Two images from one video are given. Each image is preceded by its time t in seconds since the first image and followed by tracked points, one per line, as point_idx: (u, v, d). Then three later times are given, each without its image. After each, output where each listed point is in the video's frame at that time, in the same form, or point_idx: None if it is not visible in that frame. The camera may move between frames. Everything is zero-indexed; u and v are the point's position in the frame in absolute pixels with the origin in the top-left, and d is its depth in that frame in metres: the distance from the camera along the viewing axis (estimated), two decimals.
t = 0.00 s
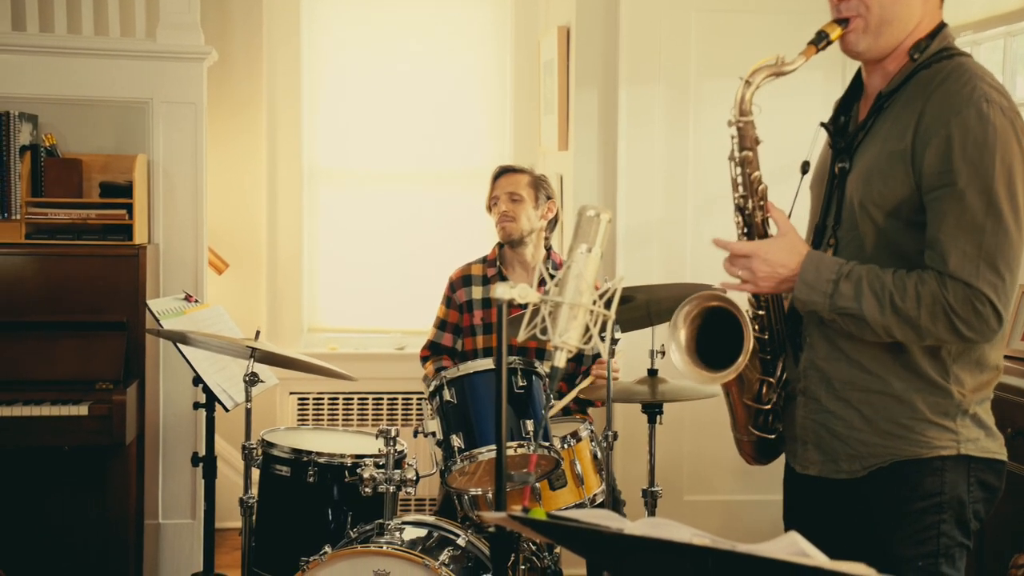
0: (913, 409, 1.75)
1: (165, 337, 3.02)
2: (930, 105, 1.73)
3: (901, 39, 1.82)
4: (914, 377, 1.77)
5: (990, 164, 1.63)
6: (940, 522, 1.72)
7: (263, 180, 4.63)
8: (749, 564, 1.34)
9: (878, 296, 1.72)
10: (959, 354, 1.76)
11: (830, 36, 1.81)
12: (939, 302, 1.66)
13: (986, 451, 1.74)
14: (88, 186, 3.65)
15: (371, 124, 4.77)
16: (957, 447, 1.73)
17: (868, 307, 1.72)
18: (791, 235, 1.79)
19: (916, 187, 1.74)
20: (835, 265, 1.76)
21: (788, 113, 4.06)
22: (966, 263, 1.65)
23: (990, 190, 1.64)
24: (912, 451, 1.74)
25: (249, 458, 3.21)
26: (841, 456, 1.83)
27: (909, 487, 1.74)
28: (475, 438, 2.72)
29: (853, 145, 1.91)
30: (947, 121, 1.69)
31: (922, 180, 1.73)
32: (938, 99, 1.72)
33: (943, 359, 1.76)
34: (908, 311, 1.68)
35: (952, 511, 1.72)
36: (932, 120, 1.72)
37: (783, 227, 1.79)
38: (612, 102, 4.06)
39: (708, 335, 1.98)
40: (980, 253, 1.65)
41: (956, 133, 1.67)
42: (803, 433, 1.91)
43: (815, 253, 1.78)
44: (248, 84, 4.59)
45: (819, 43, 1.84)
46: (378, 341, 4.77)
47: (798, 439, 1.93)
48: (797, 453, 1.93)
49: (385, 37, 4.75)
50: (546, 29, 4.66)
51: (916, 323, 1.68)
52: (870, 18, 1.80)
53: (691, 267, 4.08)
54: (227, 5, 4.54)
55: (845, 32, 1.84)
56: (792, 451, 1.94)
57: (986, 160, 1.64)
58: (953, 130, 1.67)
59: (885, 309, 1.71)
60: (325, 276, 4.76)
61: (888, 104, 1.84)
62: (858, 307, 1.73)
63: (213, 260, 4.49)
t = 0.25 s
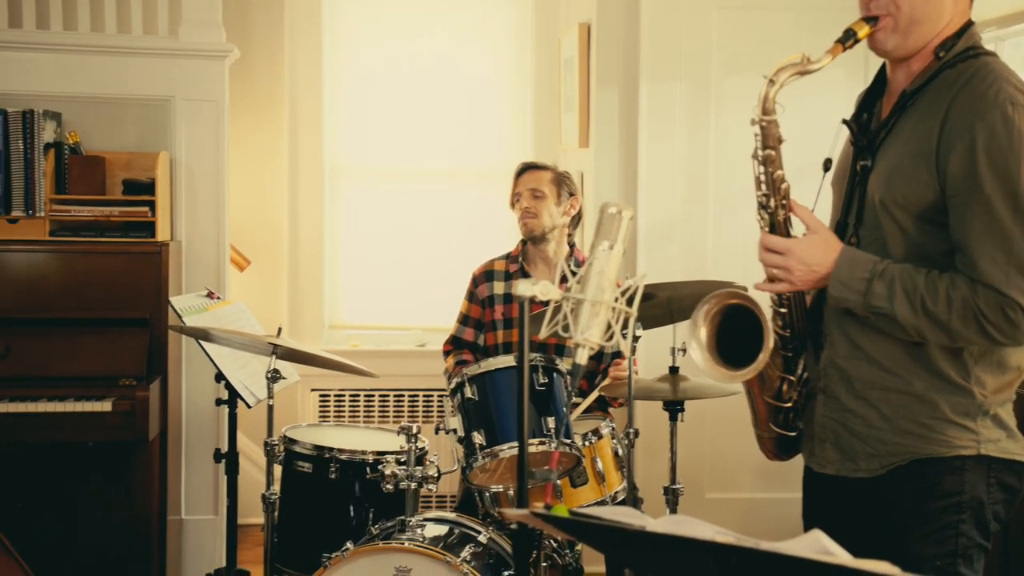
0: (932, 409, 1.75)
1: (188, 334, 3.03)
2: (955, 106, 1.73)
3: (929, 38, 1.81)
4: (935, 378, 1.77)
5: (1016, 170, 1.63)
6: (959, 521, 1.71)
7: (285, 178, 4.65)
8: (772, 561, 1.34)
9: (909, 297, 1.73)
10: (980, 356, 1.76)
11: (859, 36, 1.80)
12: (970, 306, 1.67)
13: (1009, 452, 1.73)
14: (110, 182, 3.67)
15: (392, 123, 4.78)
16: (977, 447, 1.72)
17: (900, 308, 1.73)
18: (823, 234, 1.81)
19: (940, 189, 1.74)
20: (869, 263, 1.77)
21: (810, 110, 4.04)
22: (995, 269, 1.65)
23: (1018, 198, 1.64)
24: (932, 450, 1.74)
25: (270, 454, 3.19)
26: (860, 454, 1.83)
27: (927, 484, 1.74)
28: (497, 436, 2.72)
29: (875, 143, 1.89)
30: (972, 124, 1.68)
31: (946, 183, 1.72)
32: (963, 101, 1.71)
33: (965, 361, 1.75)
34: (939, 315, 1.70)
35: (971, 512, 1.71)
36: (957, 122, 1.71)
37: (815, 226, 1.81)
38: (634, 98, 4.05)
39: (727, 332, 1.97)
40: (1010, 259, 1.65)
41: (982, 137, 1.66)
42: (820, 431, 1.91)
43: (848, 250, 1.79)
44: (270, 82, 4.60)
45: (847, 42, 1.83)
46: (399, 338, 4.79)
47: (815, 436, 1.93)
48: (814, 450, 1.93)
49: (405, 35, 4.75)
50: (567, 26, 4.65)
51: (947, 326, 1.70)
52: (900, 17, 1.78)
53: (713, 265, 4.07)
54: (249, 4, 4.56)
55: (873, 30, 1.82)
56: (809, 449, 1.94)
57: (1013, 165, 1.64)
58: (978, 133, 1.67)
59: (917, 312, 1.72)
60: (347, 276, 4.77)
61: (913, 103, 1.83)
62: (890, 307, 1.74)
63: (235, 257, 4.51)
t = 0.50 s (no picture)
0: (974, 408, 1.78)
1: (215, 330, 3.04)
2: (976, 114, 1.75)
3: (947, 43, 1.82)
4: (972, 381, 1.80)
5: None
6: (996, 520, 1.75)
7: (310, 175, 4.67)
8: (801, 561, 1.33)
9: (943, 313, 1.75)
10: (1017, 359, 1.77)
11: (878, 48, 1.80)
12: (1006, 316, 1.70)
13: None
14: (139, 180, 3.69)
15: (418, 120, 4.78)
16: (1017, 445, 1.76)
17: (934, 325, 1.76)
18: (850, 253, 1.83)
19: (965, 197, 1.76)
20: (898, 280, 1.79)
21: (838, 107, 4.02)
22: None
23: None
24: (974, 450, 1.77)
25: (297, 451, 3.16)
26: (901, 458, 1.85)
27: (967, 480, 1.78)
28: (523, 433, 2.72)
29: (897, 150, 1.91)
30: (996, 132, 1.71)
31: (970, 192, 1.75)
32: (984, 109, 1.74)
33: (1002, 367, 1.78)
34: (975, 328, 1.72)
35: (1009, 510, 1.75)
36: (979, 131, 1.74)
37: (839, 245, 1.83)
38: (659, 95, 4.05)
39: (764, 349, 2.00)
40: None
41: (1006, 146, 1.69)
42: (861, 438, 1.92)
43: (875, 269, 1.81)
44: (296, 79, 4.62)
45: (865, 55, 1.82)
46: (425, 335, 4.80)
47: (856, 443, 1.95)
48: (856, 458, 1.94)
49: (431, 32, 4.76)
50: (593, 22, 4.64)
51: (985, 337, 1.73)
52: (918, 26, 1.79)
53: (738, 261, 4.05)
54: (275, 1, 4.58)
55: (891, 40, 1.82)
56: (852, 456, 1.95)
57: None
58: (1003, 141, 1.69)
59: (952, 327, 1.75)
60: (373, 274, 4.78)
61: (933, 110, 1.84)
62: (924, 323, 1.77)
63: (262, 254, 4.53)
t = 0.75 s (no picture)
0: (999, 407, 1.80)
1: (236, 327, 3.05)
2: (996, 108, 1.75)
3: (964, 38, 1.82)
4: (997, 377, 1.81)
5: None
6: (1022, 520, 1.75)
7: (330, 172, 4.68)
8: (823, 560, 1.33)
9: (969, 304, 1.76)
10: None
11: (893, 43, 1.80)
12: None
13: None
14: (161, 177, 3.71)
15: (437, 117, 4.78)
16: None
17: (960, 316, 1.77)
18: (872, 246, 1.82)
19: (988, 192, 1.76)
20: (922, 271, 1.80)
21: (858, 104, 4.00)
22: None
23: None
24: (1002, 448, 1.78)
25: (319, 448, 3.17)
26: (925, 457, 1.86)
27: (993, 483, 1.78)
28: (543, 431, 2.71)
29: (918, 146, 1.91)
30: (1017, 125, 1.71)
31: (993, 186, 1.75)
32: (1004, 102, 1.74)
33: None
34: (1001, 318, 1.74)
35: None
36: (1000, 124, 1.74)
37: (861, 238, 1.82)
38: (680, 92, 4.04)
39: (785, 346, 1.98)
40: None
41: None
42: (885, 436, 1.93)
43: (898, 260, 1.81)
44: (316, 75, 4.63)
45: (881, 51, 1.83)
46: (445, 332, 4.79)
47: (880, 442, 1.95)
48: (881, 455, 1.95)
49: (451, 29, 4.76)
50: (613, 19, 4.64)
51: (1010, 327, 1.75)
52: (933, 21, 1.80)
53: (759, 258, 4.03)
54: None
55: (906, 35, 1.83)
56: (879, 455, 1.96)
57: None
58: None
59: (977, 317, 1.76)
60: (392, 271, 4.79)
61: (952, 105, 1.85)
62: (949, 314, 1.78)
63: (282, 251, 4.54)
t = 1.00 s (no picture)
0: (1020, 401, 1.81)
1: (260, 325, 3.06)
2: None
3: (1001, 22, 1.82)
4: (1020, 370, 1.83)
5: None
6: None
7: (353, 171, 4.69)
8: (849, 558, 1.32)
9: (982, 277, 1.78)
10: None
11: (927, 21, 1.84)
12: None
13: None
14: (186, 175, 3.74)
15: (460, 116, 4.78)
16: None
17: (971, 289, 1.78)
18: (894, 221, 1.86)
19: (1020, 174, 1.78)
20: (939, 246, 1.82)
21: (884, 101, 3.98)
22: None
23: None
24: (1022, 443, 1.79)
25: (342, 444, 3.19)
26: (944, 447, 1.87)
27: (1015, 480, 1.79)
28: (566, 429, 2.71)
29: (950, 132, 1.92)
30: None
31: None
32: None
33: None
34: (1013, 292, 1.75)
35: None
36: None
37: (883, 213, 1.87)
38: (703, 91, 4.03)
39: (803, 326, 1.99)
40: None
41: None
42: (903, 425, 1.94)
43: (918, 235, 1.84)
44: (339, 75, 4.64)
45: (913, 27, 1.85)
46: (467, 330, 4.80)
47: (898, 432, 1.97)
48: (896, 443, 1.96)
49: (474, 28, 4.76)
50: (636, 17, 4.62)
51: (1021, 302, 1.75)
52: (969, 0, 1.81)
53: (783, 256, 4.02)
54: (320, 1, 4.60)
55: (942, 16, 1.85)
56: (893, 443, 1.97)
57: None
58: None
59: (989, 291, 1.77)
60: (416, 269, 4.79)
61: (987, 89, 1.86)
62: (961, 287, 1.79)
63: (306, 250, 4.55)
